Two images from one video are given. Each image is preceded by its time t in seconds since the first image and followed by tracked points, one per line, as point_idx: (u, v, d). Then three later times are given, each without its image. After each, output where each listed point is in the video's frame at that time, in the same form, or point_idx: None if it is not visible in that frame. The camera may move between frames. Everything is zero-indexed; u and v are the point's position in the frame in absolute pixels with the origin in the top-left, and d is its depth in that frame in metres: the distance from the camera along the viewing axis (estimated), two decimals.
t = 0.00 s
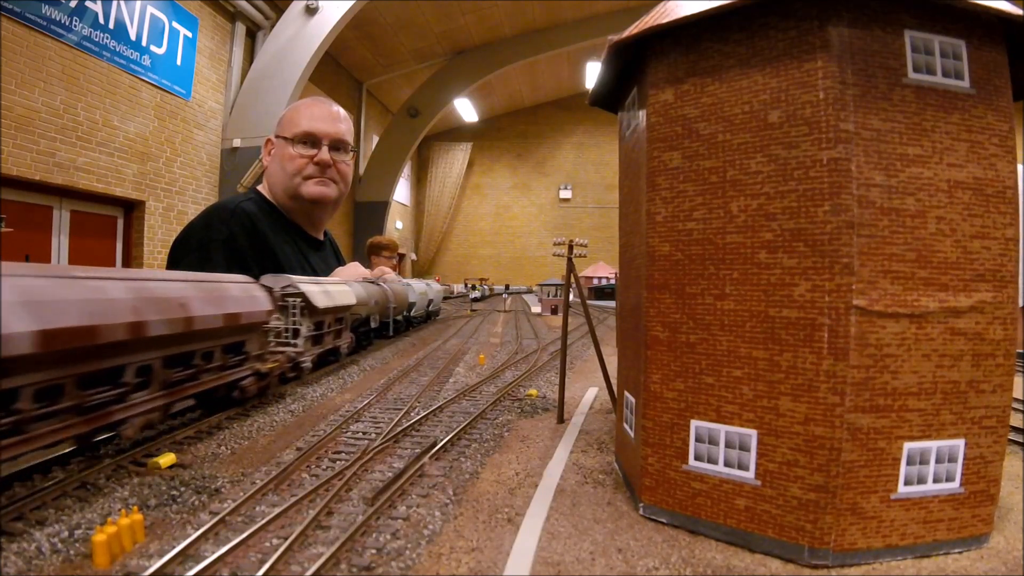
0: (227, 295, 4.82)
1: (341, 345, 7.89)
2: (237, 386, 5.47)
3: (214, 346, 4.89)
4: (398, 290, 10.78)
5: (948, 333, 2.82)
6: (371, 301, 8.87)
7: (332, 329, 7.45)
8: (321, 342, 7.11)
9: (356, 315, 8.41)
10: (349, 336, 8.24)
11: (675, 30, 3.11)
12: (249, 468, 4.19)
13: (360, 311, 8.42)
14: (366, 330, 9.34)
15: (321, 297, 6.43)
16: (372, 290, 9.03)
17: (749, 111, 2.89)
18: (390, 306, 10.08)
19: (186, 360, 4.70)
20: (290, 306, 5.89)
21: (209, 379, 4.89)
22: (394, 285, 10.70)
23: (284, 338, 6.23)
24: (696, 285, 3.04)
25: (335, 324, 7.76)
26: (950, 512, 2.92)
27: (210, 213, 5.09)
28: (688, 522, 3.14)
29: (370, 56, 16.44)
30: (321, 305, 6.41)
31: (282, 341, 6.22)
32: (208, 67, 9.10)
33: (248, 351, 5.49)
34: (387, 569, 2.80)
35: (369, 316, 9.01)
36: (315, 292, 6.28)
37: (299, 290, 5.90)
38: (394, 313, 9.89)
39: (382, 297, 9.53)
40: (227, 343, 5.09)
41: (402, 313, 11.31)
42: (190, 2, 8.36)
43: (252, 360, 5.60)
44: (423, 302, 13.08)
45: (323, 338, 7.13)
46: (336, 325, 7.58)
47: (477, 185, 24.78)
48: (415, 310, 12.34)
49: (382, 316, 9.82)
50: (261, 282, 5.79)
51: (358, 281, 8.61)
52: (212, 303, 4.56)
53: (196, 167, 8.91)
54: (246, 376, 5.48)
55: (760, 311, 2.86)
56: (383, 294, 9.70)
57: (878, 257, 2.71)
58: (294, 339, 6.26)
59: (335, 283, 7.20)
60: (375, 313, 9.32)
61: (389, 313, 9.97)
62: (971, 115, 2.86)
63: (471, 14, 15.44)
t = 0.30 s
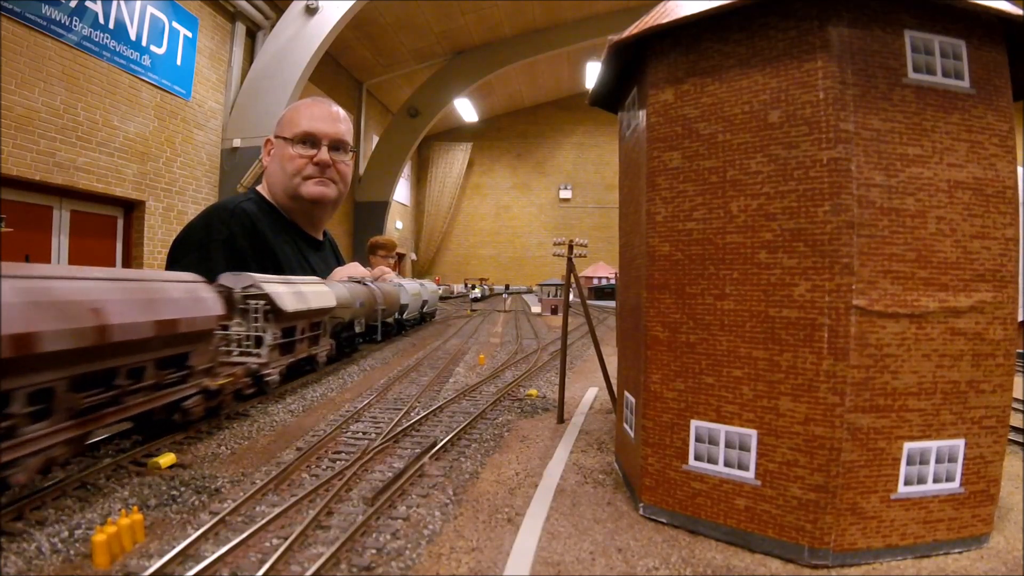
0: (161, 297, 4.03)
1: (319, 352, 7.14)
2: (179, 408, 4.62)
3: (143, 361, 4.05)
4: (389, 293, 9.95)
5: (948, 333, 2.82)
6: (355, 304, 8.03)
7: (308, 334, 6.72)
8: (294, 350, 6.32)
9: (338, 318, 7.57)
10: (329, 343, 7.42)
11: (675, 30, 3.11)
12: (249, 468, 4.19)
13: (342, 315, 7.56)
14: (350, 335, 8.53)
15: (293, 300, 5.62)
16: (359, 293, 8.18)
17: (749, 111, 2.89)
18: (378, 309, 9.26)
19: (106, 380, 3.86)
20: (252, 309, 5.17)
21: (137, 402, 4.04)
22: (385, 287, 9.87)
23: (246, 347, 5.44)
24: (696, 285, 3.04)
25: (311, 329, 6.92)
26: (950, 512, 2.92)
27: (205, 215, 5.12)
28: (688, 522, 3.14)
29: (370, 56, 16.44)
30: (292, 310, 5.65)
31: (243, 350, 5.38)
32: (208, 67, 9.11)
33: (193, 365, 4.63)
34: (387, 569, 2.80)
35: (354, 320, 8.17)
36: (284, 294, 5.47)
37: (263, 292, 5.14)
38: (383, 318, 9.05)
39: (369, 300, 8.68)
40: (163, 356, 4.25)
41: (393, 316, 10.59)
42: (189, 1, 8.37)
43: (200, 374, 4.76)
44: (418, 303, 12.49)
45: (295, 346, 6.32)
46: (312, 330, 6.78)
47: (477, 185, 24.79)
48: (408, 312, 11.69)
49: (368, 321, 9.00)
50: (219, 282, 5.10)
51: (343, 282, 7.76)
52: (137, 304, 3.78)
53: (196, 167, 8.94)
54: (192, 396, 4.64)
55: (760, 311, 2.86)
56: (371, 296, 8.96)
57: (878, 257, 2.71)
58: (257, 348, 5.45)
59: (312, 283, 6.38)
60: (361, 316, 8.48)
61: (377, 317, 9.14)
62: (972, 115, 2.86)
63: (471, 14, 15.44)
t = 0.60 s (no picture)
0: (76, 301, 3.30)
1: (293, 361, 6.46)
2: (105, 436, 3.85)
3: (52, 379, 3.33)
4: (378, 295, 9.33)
5: (947, 333, 2.82)
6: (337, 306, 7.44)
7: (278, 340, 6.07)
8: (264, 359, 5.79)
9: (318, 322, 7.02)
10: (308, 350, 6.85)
11: (674, 31, 3.11)
12: (249, 468, 4.19)
13: (321, 319, 7.00)
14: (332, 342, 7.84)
15: (257, 302, 5.28)
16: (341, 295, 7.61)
17: (750, 111, 2.88)
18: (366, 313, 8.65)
19: None
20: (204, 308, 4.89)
21: (43, 434, 3.28)
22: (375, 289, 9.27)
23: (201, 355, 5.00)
24: (696, 285, 3.04)
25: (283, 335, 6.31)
26: (950, 512, 2.92)
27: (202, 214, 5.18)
28: (688, 522, 3.14)
29: (370, 56, 16.43)
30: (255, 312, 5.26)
31: (198, 361, 4.89)
32: (208, 67, 9.11)
33: (123, 382, 3.91)
34: (387, 570, 2.80)
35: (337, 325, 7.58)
36: (246, 294, 5.18)
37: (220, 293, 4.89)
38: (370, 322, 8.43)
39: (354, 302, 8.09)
40: (76, 375, 3.50)
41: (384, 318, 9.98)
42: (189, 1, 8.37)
43: (135, 394, 4.01)
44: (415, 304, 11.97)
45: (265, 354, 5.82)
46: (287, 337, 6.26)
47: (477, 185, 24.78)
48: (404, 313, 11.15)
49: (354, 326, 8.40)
50: (174, 280, 5.00)
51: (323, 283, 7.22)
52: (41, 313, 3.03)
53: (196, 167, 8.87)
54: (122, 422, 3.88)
55: (760, 311, 2.86)
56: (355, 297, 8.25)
57: (878, 256, 2.71)
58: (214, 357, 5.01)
59: (284, 284, 5.98)
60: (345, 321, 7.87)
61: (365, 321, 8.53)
62: (972, 115, 2.86)
63: (471, 14, 15.44)
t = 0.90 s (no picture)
0: None
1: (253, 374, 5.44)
2: None
3: None
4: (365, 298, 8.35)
5: (948, 333, 2.82)
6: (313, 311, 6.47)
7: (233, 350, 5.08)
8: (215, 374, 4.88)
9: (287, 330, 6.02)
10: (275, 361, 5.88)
11: (674, 30, 3.11)
12: (249, 468, 4.19)
13: (292, 325, 5.96)
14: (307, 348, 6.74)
15: (201, 307, 4.38)
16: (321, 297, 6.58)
17: (749, 111, 2.89)
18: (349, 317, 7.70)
19: None
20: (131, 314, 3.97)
21: None
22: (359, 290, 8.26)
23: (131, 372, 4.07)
24: (696, 285, 3.04)
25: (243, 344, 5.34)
26: (950, 512, 2.92)
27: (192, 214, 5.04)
28: (688, 522, 3.14)
29: (370, 56, 16.43)
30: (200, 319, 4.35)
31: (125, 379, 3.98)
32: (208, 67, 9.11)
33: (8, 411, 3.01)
34: (387, 569, 2.80)
35: (313, 332, 6.57)
36: (187, 297, 4.27)
37: (152, 294, 3.99)
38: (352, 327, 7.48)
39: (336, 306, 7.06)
40: None
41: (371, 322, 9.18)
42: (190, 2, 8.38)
43: (29, 425, 3.14)
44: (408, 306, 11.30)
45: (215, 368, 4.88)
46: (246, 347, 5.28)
47: (477, 185, 24.78)
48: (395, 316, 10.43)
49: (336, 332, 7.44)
50: (96, 279, 4.06)
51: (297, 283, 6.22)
52: None
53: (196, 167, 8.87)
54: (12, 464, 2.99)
55: (760, 311, 2.86)
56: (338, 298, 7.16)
57: (878, 256, 2.71)
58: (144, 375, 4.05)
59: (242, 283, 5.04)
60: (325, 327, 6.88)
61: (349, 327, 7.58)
62: (972, 115, 2.86)
63: (471, 14, 15.44)
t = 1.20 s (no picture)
0: None
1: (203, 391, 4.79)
2: None
3: None
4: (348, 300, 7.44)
5: (948, 333, 2.82)
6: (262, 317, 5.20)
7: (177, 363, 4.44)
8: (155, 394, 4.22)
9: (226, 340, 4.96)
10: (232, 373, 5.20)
11: (675, 30, 3.11)
12: (249, 468, 4.19)
13: (258, 330, 5.25)
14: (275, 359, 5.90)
15: (132, 313, 3.75)
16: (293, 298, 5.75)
17: (750, 111, 2.88)
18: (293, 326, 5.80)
19: None
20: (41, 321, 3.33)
21: None
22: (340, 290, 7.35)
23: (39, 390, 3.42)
24: (696, 285, 3.04)
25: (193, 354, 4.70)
26: (951, 512, 2.92)
27: (186, 214, 4.94)
28: (688, 522, 3.13)
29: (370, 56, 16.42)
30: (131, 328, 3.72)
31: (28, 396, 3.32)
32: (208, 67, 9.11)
33: None
34: (387, 569, 2.80)
35: (283, 339, 5.72)
36: (116, 303, 3.65)
37: (64, 296, 3.37)
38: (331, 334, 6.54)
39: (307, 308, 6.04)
40: None
41: (358, 326, 8.43)
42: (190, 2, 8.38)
43: None
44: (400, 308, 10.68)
45: (156, 386, 4.22)
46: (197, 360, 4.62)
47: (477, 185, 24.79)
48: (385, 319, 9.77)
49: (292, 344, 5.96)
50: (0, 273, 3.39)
51: (254, 284, 5.25)
52: None
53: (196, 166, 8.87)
54: None
55: (760, 311, 2.86)
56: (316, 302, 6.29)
57: (878, 256, 2.71)
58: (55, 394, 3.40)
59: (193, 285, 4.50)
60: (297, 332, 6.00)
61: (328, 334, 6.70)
62: (972, 115, 2.86)
63: (471, 14, 15.45)
